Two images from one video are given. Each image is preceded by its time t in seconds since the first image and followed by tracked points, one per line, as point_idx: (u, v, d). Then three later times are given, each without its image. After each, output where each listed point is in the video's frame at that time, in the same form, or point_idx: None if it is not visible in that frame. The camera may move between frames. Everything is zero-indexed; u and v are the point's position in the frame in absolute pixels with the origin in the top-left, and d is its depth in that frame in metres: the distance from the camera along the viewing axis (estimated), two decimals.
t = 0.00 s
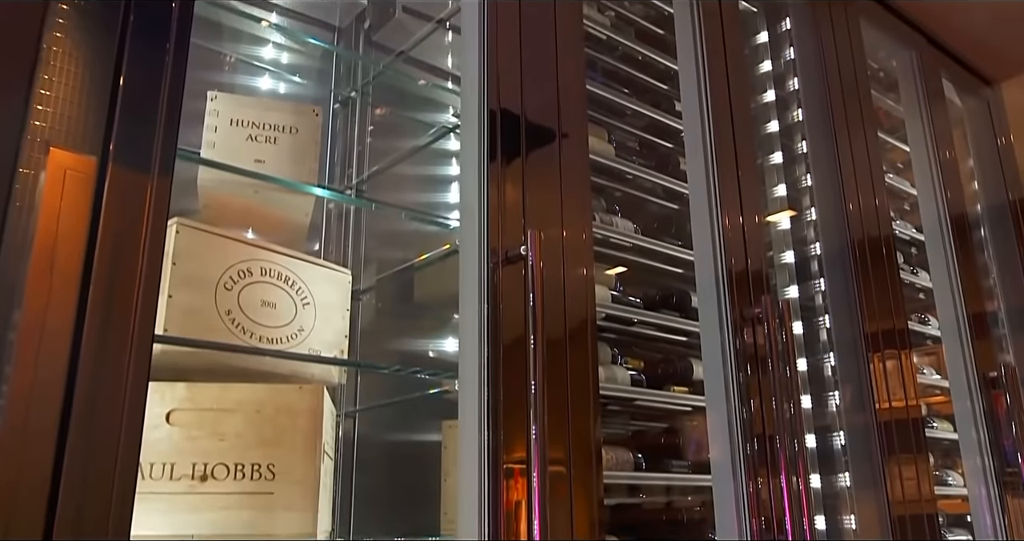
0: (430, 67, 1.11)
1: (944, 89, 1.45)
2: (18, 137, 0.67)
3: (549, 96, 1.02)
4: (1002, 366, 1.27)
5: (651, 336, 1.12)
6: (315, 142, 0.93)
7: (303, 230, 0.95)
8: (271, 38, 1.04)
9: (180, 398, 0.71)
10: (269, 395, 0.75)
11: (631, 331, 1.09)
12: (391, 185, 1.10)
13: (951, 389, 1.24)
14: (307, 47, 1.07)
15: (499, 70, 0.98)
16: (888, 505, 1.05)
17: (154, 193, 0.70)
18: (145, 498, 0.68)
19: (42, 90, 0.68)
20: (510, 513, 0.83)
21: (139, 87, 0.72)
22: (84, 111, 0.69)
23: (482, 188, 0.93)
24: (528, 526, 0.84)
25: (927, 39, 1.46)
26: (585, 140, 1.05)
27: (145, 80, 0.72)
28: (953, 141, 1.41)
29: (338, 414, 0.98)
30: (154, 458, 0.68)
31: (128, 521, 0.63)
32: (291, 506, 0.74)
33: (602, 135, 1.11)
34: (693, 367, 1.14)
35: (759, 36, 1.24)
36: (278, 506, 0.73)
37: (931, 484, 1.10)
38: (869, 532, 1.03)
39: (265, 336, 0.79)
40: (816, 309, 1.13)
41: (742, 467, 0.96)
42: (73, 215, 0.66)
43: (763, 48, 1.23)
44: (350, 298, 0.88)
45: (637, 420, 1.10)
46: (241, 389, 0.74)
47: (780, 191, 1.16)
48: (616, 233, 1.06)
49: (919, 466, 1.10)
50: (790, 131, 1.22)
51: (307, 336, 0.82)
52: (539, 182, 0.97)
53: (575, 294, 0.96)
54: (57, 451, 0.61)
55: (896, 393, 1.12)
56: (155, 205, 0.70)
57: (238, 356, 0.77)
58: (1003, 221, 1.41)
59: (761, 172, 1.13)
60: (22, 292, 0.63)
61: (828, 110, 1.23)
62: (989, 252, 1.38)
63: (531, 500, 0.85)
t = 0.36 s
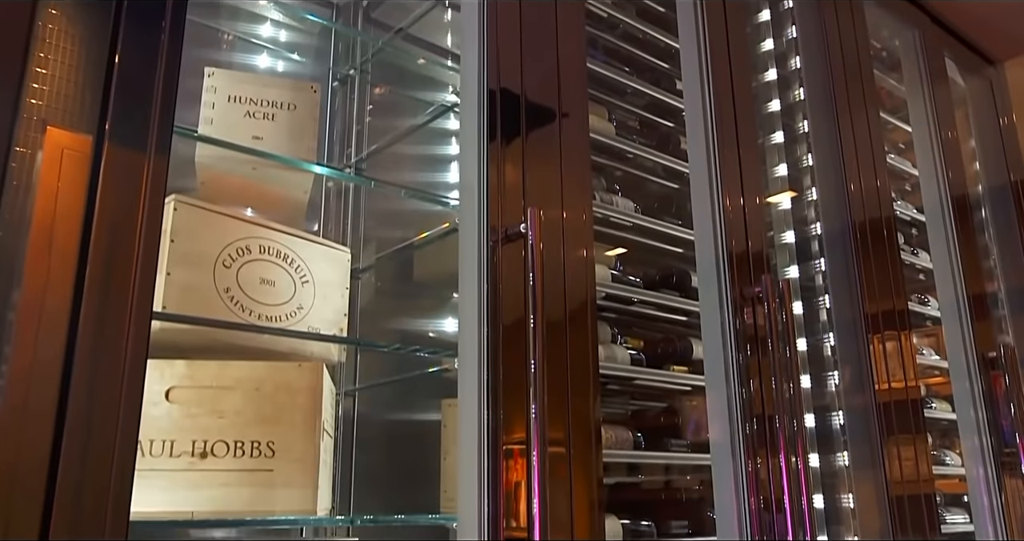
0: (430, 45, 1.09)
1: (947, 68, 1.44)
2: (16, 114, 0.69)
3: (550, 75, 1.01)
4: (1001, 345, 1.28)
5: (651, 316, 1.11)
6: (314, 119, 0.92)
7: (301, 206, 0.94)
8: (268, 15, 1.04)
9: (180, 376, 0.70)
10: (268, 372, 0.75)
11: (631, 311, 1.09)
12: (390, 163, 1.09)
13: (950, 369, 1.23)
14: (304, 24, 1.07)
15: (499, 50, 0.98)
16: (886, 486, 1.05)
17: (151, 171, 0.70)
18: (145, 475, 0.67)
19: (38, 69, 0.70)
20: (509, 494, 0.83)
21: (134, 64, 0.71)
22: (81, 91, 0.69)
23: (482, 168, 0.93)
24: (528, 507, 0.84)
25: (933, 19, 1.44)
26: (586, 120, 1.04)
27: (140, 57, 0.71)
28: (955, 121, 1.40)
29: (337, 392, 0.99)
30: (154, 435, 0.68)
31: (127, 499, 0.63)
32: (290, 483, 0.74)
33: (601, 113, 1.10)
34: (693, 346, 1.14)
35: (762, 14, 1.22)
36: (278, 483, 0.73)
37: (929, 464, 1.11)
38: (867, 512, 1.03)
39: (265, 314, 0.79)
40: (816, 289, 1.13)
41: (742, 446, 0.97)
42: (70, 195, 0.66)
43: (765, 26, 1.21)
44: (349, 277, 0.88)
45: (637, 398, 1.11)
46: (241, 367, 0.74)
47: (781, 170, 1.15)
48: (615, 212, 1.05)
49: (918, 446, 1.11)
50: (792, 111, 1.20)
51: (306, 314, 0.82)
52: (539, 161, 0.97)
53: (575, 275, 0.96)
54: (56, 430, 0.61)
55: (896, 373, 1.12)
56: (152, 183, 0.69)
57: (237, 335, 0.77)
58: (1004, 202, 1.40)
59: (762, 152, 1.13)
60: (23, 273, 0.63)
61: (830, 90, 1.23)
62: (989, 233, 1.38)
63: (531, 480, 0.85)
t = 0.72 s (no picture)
0: (429, 22, 1.05)
1: (951, 46, 1.42)
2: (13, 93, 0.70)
3: (550, 53, 1.01)
4: (1000, 324, 1.26)
5: (650, 294, 1.12)
6: (312, 95, 0.91)
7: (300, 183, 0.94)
8: None
9: (179, 351, 0.70)
10: (268, 347, 0.75)
11: (631, 288, 1.09)
12: (387, 141, 1.08)
13: (949, 347, 1.24)
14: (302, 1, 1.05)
15: (499, 27, 0.97)
16: (884, 463, 1.04)
17: (148, 148, 0.69)
18: (146, 451, 0.68)
19: (33, 46, 0.71)
20: (508, 474, 0.84)
21: (128, 39, 0.70)
22: (78, 68, 0.69)
23: (481, 146, 0.92)
24: (528, 486, 0.84)
25: None
26: (586, 98, 1.04)
27: (135, 32, 0.71)
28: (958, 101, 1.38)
29: (337, 370, 0.99)
30: (154, 410, 0.68)
31: (128, 476, 0.63)
32: (289, 459, 0.74)
33: (602, 90, 1.10)
34: (693, 324, 1.13)
35: None
36: (278, 459, 0.73)
37: (928, 442, 1.09)
38: (865, 489, 1.04)
39: (264, 290, 0.78)
40: (816, 267, 1.13)
41: (741, 425, 0.97)
42: (67, 171, 0.66)
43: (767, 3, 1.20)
44: (348, 254, 0.87)
45: (636, 377, 1.12)
46: (239, 342, 0.74)
47: (783, 147, 1.15)
48: (615, 189, 1.05)
49: (912, 428, 1.08)
50: (794, 88, 1.21)
51: (305, 290, 0.81)
52: (539, 139, 0.96)
53: (575, 255, 0.96)
54: (54, 406, 0.61)
55: (895, 353, 1.11)
56: (148, 160, 0.69)
57: (235, 311, 0.77)
58: (1006, 180, 1.39)
59: (764, 130, 1.12)
60: (21, 250, 0.63)
61: (833, 67, 1.21)
62: (991, 213, 1.37)
63: (530, 460, 0.85)
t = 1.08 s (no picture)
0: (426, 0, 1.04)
1: (954, 27, 1.40)
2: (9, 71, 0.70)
3: (550, 34, 1.00)
4: (999, 306, 1.24)
5: (650, 275, 1.12)
6: (311, 73, 0.91)
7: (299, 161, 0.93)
8: None
9: (178, 330, 0.70)
10: (267, 326, 0.75)
11: (631, 269, 1.09)
12: (387, 121, 1.07)
13: (948, 329, 1.23)
14: None
15: (498, 8, 0.96)
16: (883, 445, 1.05)
17: (144, 127, 0.68)
18: (145, 430, 0.68)
19: (28, 23, 0.70)
20: (508, 455, 0.84)
21: (123, 16, 0.69)
22: (75, 47, 0.69)
23: (481, 129, 0.91)
24: (527, 468, 0.84)
25: None
26: (586, 78, 1.03)
27: (130, 9, 0.70)
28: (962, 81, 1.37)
29: (337, 350, 0.99)
30: (153, 389, 0.68)
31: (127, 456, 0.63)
32: (289, 438, 0.74)
33: (602, 70, 1.09)
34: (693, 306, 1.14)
35: None
36: (277, 438, 0.74)
37: (927, 425, 1.09)
38: (863, 471, 1.04)
39: (262, 269, 0.78)
40: (816, 249, 1.13)
41: (740, 407, 0.97)
42: (65, 151, 0.65)
43: None
44: (347, 233, 0.87)
45: (636, 357, 1.12)
46: (238, 321, 0.73)
47: (784, 129, 1.14)
48: (615, 169, 1.04)
49: (913, 407, 1.09)
50: (796, 69, 1.20)
51: (304, 270, 0.81)
52: (539, 120, 0.96)
53: (575, 237, 0.96)
54: (52, 387, 0.61)
55: (895, 335, 1.11)
56: (145, 139, 0.68)
57: (234, 290, 0.77)
58: (1009, 161, 1.38)
59: (766, 110, 1.12)
60: (19, 231, 0.63)
61: (836, 48, 1.20)
62: (993, 196, 1.36)
63: (530, 442, 0.85)
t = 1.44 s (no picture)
0: None
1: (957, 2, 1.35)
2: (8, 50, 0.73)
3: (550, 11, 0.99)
4: (999, 286, 1.20)
5: (650, 254, 1.11)
6: (309, 48, 0.90)
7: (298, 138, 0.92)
8: None
9: (176, 307, 0.71)
10: (266, 303, 0.74)
11: (631, 248, 1.08)
12: (387, 99, 1.06)
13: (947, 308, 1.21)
14: None
15: None
16: (882, 426, 1.04)
17: (139, 107, 0.68)
18: (144, 406, 0.68)
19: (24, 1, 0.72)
20: (507, 435, 0.84)
21: None
22: (69, 24, 0.68)
23: (479, 109, 0.91)
24: (526, 448, 0.84)
25: None
26: (586, 56, 1.02)
27: None
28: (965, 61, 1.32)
29: (335, 329, 1.00)
30: (152, 366, 0.68)
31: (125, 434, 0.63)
32: (287, 415, 0.74)
33: (603, 46, 1.08)
34: (692, 285, 1.14)
35: None
36: (276, 414, 0.74)
37: (925, 405, 1.07)
38: (863, 450, 1.04)
39: (260, 246, 0.78)
40: (817, 227, 1.12)
41: (739, 388, 0.97)
42: (61, 130, 0.65)
43: None
44: (346, 210, 0.86)
45: (636, 335, 1.13)
46: (236, 297, 0.73)
47: (785, 107, 1.14)
48: (616, 147, 1.03)
49: (911, 386, 1.07)
50: (797, 47, 1.18)
51: (302, 247, 0.81)
52: (539, 98, 0.95)
53: (575, 216, 0.95)
54: (50, 366, 0.61)
55: (894, 316, 1.09)
56: (141, 118, 0.68)
57: (232, 267, 0.77)
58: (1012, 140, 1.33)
59: (767, 89, 1.11)
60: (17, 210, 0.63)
61: (838, 24, 1.18)
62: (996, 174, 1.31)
63: (530, 423, 0.85)
